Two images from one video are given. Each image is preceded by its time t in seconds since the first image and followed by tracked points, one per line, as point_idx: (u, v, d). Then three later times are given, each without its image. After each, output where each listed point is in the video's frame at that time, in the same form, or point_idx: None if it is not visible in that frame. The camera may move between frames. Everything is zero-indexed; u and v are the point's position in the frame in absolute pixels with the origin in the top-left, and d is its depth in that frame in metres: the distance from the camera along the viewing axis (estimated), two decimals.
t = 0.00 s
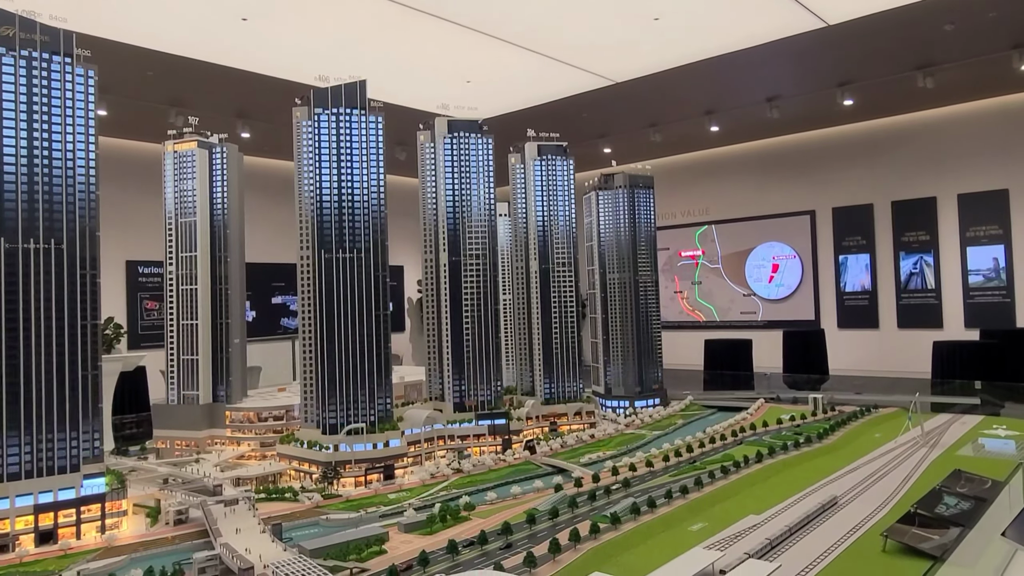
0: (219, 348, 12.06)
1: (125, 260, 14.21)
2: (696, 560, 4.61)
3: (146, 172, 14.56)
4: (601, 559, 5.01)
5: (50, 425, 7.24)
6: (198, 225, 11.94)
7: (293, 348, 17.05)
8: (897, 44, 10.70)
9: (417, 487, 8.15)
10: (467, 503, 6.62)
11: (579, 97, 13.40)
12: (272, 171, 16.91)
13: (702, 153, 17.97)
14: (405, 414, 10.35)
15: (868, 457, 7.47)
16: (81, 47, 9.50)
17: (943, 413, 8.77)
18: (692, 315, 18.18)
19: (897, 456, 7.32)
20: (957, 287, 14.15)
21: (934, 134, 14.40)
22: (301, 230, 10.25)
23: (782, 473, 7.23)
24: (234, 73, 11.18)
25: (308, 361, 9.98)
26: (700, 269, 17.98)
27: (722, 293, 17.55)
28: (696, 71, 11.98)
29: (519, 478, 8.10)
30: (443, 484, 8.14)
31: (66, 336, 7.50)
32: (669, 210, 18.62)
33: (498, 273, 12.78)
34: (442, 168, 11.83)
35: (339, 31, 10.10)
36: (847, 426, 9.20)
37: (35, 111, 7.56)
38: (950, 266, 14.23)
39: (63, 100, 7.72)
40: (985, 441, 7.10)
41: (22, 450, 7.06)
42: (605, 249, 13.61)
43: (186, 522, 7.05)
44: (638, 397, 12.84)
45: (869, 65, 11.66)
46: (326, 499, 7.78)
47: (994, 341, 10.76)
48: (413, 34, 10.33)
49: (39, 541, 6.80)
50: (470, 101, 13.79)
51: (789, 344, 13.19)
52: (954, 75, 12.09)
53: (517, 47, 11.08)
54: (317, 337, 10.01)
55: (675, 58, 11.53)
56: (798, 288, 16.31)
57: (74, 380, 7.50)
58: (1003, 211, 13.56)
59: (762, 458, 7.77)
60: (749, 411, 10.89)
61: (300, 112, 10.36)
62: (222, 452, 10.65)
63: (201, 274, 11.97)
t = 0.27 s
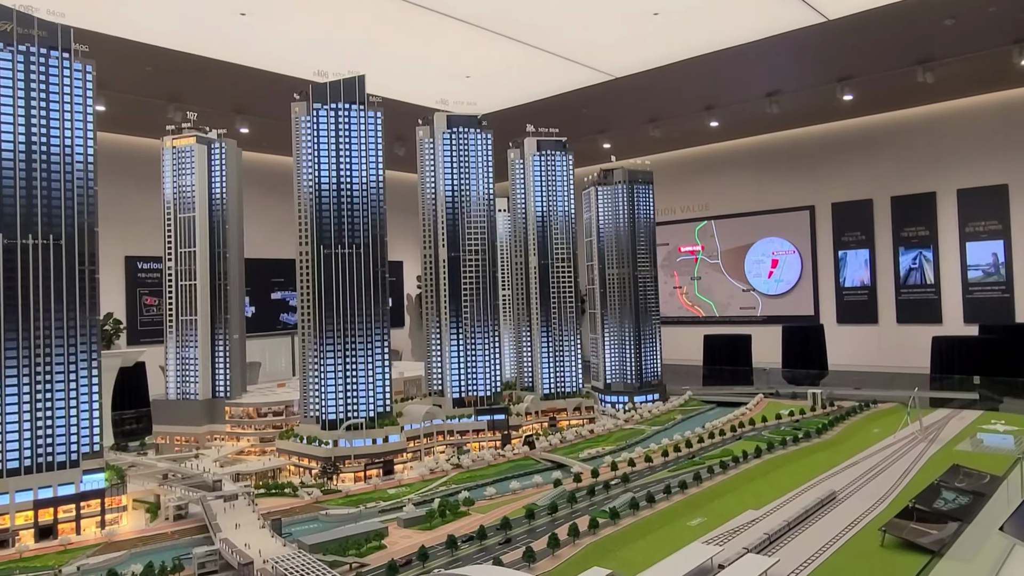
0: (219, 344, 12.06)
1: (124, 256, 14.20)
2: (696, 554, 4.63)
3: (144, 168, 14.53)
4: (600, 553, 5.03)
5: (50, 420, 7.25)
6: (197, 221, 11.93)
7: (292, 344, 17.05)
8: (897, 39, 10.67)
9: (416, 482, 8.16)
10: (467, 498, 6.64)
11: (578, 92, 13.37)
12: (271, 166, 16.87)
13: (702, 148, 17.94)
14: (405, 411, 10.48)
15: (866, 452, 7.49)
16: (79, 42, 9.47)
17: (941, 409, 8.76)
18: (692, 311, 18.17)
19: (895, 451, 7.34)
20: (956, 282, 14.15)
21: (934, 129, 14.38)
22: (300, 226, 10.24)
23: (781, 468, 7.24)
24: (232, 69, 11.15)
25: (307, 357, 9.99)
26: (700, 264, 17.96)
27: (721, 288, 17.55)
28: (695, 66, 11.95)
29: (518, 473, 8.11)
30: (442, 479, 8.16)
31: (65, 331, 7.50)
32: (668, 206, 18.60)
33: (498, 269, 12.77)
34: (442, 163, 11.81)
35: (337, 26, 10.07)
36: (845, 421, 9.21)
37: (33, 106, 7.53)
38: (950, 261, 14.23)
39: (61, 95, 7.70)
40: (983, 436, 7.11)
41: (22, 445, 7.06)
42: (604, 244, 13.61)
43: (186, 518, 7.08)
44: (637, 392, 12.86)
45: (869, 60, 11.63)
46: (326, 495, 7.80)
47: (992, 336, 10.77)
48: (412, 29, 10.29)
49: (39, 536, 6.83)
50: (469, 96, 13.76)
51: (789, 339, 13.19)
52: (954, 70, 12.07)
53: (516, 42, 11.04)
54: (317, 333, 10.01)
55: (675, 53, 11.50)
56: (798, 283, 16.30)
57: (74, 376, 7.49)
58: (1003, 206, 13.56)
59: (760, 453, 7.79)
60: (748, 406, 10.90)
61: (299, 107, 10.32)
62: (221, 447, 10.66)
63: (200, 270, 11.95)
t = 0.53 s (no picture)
0: (219, 340, 12.07)
1: (124, 251, 14.20)
2: (695, 550, 4.64)
3: (143, 163, 14.51)
4: (599, 549, 5.04)
5: (50, 416, 7.25)
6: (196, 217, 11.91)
7: (292, 340, 17.06)
8: (897, 34, 10.66)
9: (416, 478, 8.18)
10: (467, 494, 6.65)
11: (578, 88, 13.34)
12: (271, 162, 16.85)
13: (702, 144, 17.92)
14: (405, 407, 10.46)
15: (866, 448, 7.50)
16: (78, 37, 9.45)
17: (940, 406, 8.88)
18: (691, 306, 18.20)
19: (894, 447, 7.35)
20: (956, 278, 14.16)
21: (934, 125, 14.37)
22: (300, 223, 10.24)
23: (780, 464, 7.26)
24: (231, 64, 11.12)
25: (308, 352, 10.00)
26: (699, 260, 17.96)
27: (721, 284, 17.55)
28: (695, 62, 11.93)
29: (518, 469, 8.13)
30: (442, 475, 8.17)
31: (65, 326, 7.49)
32: (668, 201, 18.59)
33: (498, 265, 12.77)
34: (442, 159, 11.78)
35: (336, 21, 10.04)
36: (845, 417, 9.23)
37: (32, 103, 7.51)
38: (949, 257, 14.24)
39: (61, 91, 7.69)
40: (982, 433, 7.12)
41: (22, 441, 7.06)
42: (604, 240, 13.60)
43: (187, 514, 7.09)
44: (637, 387, 12.89)
45: (869, 56, 11.61)
46: (326, 491, 7.82)
47: (992, 333, 10.79)
48: (411, 24, 10.27)
49: (40, 532, 6.84)
50: (468, 91, 13.73)
51: (788, 335, 13.21)
52: (954, 66, 12.06)
53: (516, 37, 11.02)
54: (318, 330, 10.01)
55: (675, 49, 11.47)
56: (797, 279, 16.32)
57: (74, 373, 7.49)
58: (1002, 202, 13.56)
59: (760, 449, 7.80)
60: (748, 402, 10.92)
61: (298, 102, 10.31)
62: (222, 443, 10.68)
63: (200, 265, 11.95)
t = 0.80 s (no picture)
0: (219, 336, 12.08)
1: (123, 248, 14.18)
2: (696, 546, 4.64)
3: (142, 159, 14.48)
4: (599, 545, 5.04)
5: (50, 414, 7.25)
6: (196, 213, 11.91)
7: (292, 336, 17.06)
8: (898, 30, 10.63)
9: (417, 474, 8.19)
10: (467, 490, 6.66)
11: (577, 84, 13.32)
12: (270, 158, 16.83)
13: (702, 140, 17.90)
14: (405, 403, 10.37)
15: (866, 444, 7.51)
16: (77, 33, 9.42)
17: (940, 402, 8.87)
18: (690, 303, 18.22)
19: (893, 443, 7.36)
20: (955, 275, 14.16)
21: (934, 121, 14.35)
22: (300, 219, 10.24)
23: (780, 460, 7.27)
24: (230, 60, 11.09)
25: (308, 349, 9.98)
26: (699, 257, 17.96)
27: (721, 281, 17.55)
28: (695, 58, 11.90)
29: (518, 465, 8.14)
30: (442, 471, 8.18)
31: (65, 322, 7.49)
32: (668, 198, 18.57)
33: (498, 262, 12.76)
34: (441, 155, 11.76)
35: (335, 17, 10.00)
36: (845, 413, 9.24)
37: (31, 98, 7.50)
38: (948, 254, 14.24)
39: (60, 86, 7.67)
40: (982, 429, 7.13)
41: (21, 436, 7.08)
42: (604, 237, 13.60)
43: (187, 510, 7.08)
44: (636, 383, 12.91)
45: (870, 52, 11.58)
46: (326, 487, 7.83)
47: (991, 329, 10.79)
48: (411, 20, 10.24)
49: (41, 528, 6.82)
50: (468, 87, 13.70)
51: (787, 331, 13.22)
52: (955, 62, 12.04)
53: (516, 33, 10.99)
54: (319, 327, 9.99)
55: (674, 44, 11.44)
56: (797, 276, 16.32)
57: (74, 369, 7.49)
58: (1002, 198, 13.55)
59: (760, 445, 7.81)
60: (748, 398, 10.93)
61: (298, 98, 10.36)
62: (221, 439, 10.69)
63: (199, 262, 11.93)
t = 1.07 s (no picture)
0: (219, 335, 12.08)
1: (123, 246, 14.17)
2: (697, 544, 4.64)
3: (142, 158, 14.46)
4: (600, 543, 5.04)
5: (50, 413, 7.24)
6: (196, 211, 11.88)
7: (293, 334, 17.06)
8: (898, 28, 10.61)
9: (417, 472, 8.19)
10: (467, 488, 6.66)
11: (578, 82, 13.30)
12: (270, 156, 16.80)
13: (702, 138, 17.88)
14: (406, 400, 10.32)
15: (867, 442, 7.50)
16: (76, 31, 9.41)
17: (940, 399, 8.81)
18: (690, 301, 18.23)
19: (894, 441, 7.35)
20: (955, 273, 14.15)
21: (935, 119, 14.33)
22: (300, 218, 10.21)
23: (780, 458, 7.26)
24: (230, 57, 11.07)
25: (308, 347, 9.98)
26: (699, 255, 17.96)
27: (721, 279, 17.55)
28: (695, 56, 11.88)
29: (519, 463, 8.14)
30: (442, 469, 8.18)
31: (65, 321, 7.47)
32: (668, 196, 18.56)
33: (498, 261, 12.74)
34: (442, 153, 11.75)
35: (335, 14, 9.98)
36: (845, 411, 9.25)
37: (31, 95, 7.48)
38: (948, 252, 14.23)
39: (60, 84, 7.65)
40: (982, 427, 7.13)
41: (21, 434, 7.06)
42: (604, 235, 13.60)
43: (188, 508, 7.09)
44: (637, 381, 12.88)
45: (870, 50, 11.57)
46: (327, 484, 7.84)
47: (991, 327, 10.79)
48: (411, 18, 10.22)
49: (41, 526, 6.83)
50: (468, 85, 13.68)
51: (788, 329, 13.21)
52: (955, 60, 12.02)
53: (516, 31, 10.97)
54: (319, 327, 9.98)
55: (675, 42, 11.41)
56: (797, 274, 16.31)
57: (76, 368, 7.48)
58: (1002, 196, 13.53)
59: (760, 443, 7.82)
60: (748, 396, 10.93)
61: (298, 96, 10.26)
62: (222, 438, 10.69)
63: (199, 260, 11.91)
